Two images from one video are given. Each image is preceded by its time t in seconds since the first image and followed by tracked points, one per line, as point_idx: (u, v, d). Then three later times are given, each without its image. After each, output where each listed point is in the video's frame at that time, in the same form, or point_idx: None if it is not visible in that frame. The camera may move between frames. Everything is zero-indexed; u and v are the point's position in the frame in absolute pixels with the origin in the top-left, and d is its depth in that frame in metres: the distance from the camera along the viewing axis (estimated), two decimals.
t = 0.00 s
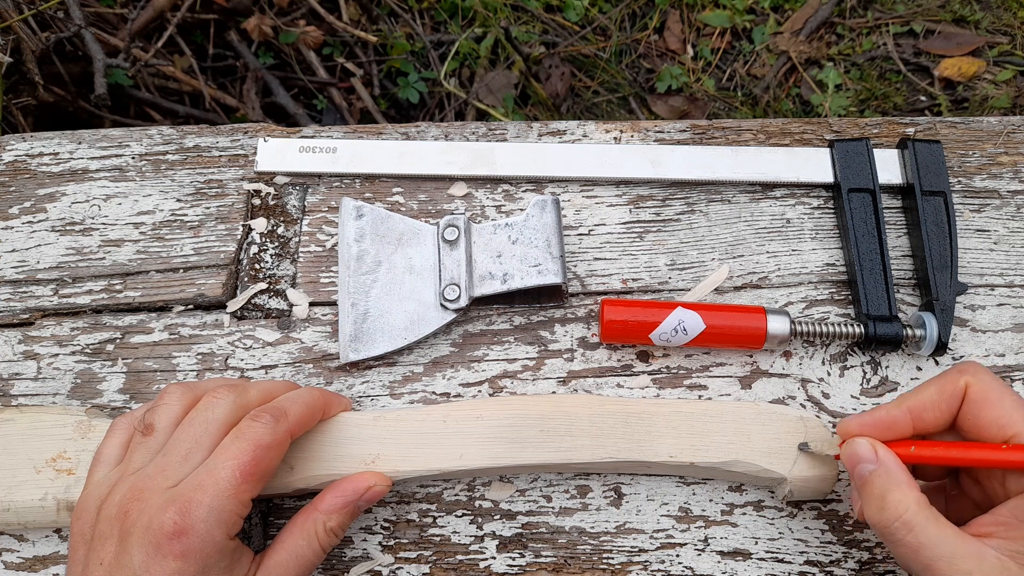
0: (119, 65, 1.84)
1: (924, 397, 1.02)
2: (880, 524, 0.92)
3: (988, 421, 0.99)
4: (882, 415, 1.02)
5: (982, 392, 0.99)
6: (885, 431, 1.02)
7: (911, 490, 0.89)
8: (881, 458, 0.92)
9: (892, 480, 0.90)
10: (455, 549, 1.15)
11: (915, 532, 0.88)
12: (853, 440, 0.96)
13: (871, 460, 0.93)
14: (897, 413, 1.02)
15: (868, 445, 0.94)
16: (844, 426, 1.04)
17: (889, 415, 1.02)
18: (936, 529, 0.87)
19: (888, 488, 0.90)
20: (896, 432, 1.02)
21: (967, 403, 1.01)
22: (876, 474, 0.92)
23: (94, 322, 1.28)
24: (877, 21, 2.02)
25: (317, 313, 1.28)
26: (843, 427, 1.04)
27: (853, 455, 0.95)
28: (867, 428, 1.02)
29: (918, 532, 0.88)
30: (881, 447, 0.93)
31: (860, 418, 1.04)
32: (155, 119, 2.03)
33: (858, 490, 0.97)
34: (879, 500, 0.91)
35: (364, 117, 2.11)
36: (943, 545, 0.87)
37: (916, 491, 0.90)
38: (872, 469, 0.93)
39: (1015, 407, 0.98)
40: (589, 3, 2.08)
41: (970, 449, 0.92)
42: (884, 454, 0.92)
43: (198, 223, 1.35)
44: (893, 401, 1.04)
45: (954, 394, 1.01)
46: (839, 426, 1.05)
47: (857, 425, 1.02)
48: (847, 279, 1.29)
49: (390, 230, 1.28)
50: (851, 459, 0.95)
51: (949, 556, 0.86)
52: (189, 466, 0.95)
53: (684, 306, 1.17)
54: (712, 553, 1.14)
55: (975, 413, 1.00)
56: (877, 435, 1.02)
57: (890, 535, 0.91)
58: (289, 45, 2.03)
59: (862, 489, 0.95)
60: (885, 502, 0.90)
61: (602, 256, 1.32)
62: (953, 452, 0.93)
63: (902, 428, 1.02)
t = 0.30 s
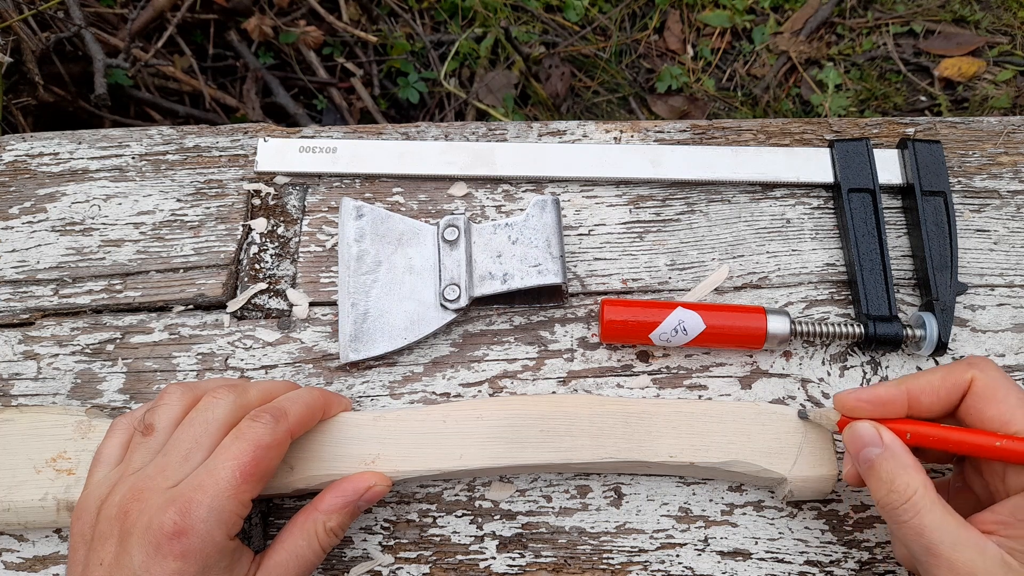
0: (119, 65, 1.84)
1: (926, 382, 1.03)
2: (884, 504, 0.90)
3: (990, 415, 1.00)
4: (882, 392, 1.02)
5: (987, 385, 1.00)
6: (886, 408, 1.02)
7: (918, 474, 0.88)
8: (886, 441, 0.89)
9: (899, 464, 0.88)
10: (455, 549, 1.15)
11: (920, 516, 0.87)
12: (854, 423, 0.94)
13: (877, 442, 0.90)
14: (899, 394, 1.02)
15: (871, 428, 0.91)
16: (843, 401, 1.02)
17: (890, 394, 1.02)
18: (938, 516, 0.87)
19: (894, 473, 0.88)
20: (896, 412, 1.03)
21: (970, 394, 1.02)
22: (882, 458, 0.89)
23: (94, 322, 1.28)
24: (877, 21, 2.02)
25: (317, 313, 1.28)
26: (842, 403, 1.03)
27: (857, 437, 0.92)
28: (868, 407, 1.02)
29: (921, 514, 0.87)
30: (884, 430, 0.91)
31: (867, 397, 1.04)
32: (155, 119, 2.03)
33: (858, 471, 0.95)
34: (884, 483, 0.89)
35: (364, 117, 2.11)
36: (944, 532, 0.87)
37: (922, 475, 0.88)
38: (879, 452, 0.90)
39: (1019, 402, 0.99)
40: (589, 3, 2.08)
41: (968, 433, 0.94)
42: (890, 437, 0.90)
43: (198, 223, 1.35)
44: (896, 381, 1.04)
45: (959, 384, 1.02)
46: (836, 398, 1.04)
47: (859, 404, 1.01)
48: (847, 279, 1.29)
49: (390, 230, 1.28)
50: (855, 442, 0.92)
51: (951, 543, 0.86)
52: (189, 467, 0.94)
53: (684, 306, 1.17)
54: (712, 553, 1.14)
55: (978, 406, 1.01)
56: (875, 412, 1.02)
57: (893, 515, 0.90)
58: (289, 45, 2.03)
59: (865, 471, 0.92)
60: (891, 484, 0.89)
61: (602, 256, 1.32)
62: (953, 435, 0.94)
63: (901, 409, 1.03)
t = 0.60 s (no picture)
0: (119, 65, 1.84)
1: (929, 381, 1.02)
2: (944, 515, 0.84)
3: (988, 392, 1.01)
4: (887, 406, 1.01)
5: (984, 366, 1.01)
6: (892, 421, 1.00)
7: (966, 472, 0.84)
8: (921, 449, 0.87)
9: (945, 468, 0.85)
10: (455, 549, 1.15)
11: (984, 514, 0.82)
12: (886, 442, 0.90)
13: (916, 454, 0.87)
14: (902, 402, 1.01)
15: (905, 441, 0.88)
16: (852, 428, 1.02)
17: (893, 405, 1.01)
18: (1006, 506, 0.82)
19: (944, 477, 0.84)
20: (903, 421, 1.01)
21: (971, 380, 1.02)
22: (926, 467, 0.86)
23: (94, 322, 1.27)
24: (877, 21, 2.02)
25: (317, 313, 1.28)
26: (852, 432, 1.02)
27: (894, 453, 0.89)
28: (876, 425, 1.01)
29: (988, 515, 0.81)
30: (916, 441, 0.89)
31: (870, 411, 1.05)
32: (155, 119, 2.03)
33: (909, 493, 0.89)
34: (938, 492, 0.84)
35: (364, 118, 2.10)
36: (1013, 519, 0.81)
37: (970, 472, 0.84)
38: (920, 463, 0.86)
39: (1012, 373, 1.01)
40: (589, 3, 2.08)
41: (999, 422, 0.91)
42: (926, 447, 0.87)
43: (198, 223, 1.35)
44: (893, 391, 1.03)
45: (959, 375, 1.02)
46: (845, 429, 1.03)
47: (865, 426, 1.01)
48: (847, 279, 1.29)
49: (390, 230, 1.28)
50: (893, 460, 0.89)
51: None
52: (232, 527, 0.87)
53: (684, 306, 1.17)
54: (712, 554, 1.14)
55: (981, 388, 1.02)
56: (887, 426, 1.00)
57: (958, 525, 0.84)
58: (289, 45, 2.03)
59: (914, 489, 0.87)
60: (949, 490, 0.83)
61: (602, 256, 1.32)
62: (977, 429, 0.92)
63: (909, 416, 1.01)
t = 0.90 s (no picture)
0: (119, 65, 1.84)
1: (928, 407, 0.96)
2: (924, 559, 0.85)
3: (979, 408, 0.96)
4: (899, 437, 0.95)
5: (970, 383, 0.97)
6: (907, 454, 0.94)
7: (948, 515, 0.84)
8: (911, 489, 0.87)
9: (928, 510, 0.85)
10: (455, 549, 1.15)
11: (961, 558, 0.82)
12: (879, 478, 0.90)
13: (905, 493, 0.87)
14: (913, 432, 0.95)
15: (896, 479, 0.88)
16: (869, 466, 0.95)
17: (903, 437, 0.95)
18: (988, 547, 0.81)
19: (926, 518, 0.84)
20: (916, 453, 0.95)
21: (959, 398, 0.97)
22: (912, 508, 0.86)
23: (94, 322, 1.27)
24: (877, 21, 2.02)
25: (317, 313, 1.28)
26: (868, 470, 0.95)
27: (885, 490, 0.88)
28: (891, 461, 0.94)
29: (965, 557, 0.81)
30: (910, 480, 0.88)
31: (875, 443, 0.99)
32: (155, 119, 2.03)
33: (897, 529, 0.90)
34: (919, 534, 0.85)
35: (364, 118, 2.10)
36: (995, 562, 0.80)
37: (953, 515, 0.84)
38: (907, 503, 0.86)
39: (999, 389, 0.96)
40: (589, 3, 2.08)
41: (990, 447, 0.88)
42: (916, 486, 0.86)
43: (198, 223, 1.35)
44: (899, 421, 0.97)
45: (947, 394, 0.97)
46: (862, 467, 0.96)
47: (884, 463, 0.94)
48: (847, 279, 1.29)
49: (390, 230, 1.28)
50: (883, 496, 0.89)
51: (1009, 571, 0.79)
52: (239, 538, 0.85)
53: (684, 306, 1.17)
54: (712, 554, 1.14)
55: (968, 405, 0.97)
56: (899, 460, 0.94)
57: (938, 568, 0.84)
58: (289, 45, 2.03)
59: (900, 527, 0.88)
60: (927, 532, 0.84)
61: (602, 256, 1.32)
62: (970, 460, 0.88)
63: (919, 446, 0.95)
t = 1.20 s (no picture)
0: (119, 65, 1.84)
1: (941, 415, 0.94)
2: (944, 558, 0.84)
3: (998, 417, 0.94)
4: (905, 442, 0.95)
5: (992, 395, 0.93)
6: (911, 457, 0.94)
7: (969, 516, 0.83)
8: (927, 485, 0.86)
9: (946, 506, 0.84)
10: (455, 548, 1.15)
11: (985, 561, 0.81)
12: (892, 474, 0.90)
13: (921, 489, 0.86)
14: (922, 438, 0.94)
15: (910, 474, 0.88)
16: (872, 466, 0.96)
17: (912, 442, 0.95)
18: (1009, 553, 0.81)
19: (945, 516, 0.84)
20: (921, 455, 0.95)
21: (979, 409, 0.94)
22: (927, 505, 0.85)
23: (94, 322, 1.27)
24: (877, 21, 2.02)
25: (317, 313, 1.28)
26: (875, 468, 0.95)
27: (896, 486, 0.88)
28: (896, 464, 0.94)
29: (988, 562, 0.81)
30: (926, 475, 0.87)
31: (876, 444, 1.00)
32: (155, 119, 2.03)
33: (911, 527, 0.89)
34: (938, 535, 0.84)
35: (364, 118, 2.10)
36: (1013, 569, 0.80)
37: (973, 516, 0.83)
38: (923, 498, 0.86)
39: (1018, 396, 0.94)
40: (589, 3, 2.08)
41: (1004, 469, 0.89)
42: (932, 482, 0.86)
43: (198, 223, 1.35)
44: (908, 425, 0.96)
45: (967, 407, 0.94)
46: (869, 465, 0.96)
47: (889, 464, 0.95)
48: (847, 279, 1.29)
49: (389, 230, 1.28)
50: (895, 493, 0.88)
51: None
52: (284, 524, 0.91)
53: (684, 306, 1.17)
54: (712, 554, 1.14)
55: (988, 416, 0.95)
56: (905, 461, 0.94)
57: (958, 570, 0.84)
58: (289, 45, 2.03)
59: (914, 526, 0.87)
60: (948, 533, 0.83)
61: (602, 255, 1.32)
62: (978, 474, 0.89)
63: (926, 450, 0.95)
